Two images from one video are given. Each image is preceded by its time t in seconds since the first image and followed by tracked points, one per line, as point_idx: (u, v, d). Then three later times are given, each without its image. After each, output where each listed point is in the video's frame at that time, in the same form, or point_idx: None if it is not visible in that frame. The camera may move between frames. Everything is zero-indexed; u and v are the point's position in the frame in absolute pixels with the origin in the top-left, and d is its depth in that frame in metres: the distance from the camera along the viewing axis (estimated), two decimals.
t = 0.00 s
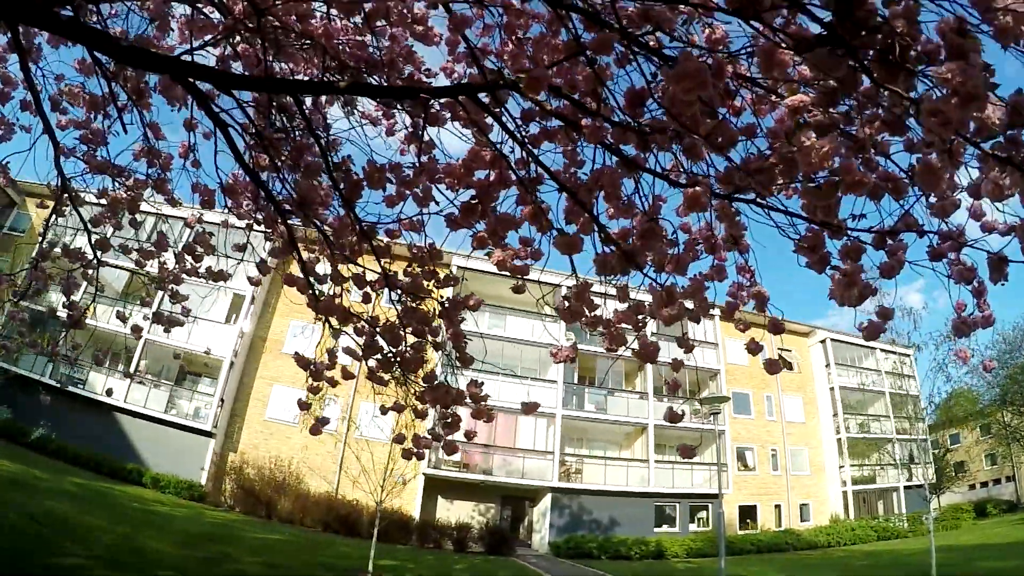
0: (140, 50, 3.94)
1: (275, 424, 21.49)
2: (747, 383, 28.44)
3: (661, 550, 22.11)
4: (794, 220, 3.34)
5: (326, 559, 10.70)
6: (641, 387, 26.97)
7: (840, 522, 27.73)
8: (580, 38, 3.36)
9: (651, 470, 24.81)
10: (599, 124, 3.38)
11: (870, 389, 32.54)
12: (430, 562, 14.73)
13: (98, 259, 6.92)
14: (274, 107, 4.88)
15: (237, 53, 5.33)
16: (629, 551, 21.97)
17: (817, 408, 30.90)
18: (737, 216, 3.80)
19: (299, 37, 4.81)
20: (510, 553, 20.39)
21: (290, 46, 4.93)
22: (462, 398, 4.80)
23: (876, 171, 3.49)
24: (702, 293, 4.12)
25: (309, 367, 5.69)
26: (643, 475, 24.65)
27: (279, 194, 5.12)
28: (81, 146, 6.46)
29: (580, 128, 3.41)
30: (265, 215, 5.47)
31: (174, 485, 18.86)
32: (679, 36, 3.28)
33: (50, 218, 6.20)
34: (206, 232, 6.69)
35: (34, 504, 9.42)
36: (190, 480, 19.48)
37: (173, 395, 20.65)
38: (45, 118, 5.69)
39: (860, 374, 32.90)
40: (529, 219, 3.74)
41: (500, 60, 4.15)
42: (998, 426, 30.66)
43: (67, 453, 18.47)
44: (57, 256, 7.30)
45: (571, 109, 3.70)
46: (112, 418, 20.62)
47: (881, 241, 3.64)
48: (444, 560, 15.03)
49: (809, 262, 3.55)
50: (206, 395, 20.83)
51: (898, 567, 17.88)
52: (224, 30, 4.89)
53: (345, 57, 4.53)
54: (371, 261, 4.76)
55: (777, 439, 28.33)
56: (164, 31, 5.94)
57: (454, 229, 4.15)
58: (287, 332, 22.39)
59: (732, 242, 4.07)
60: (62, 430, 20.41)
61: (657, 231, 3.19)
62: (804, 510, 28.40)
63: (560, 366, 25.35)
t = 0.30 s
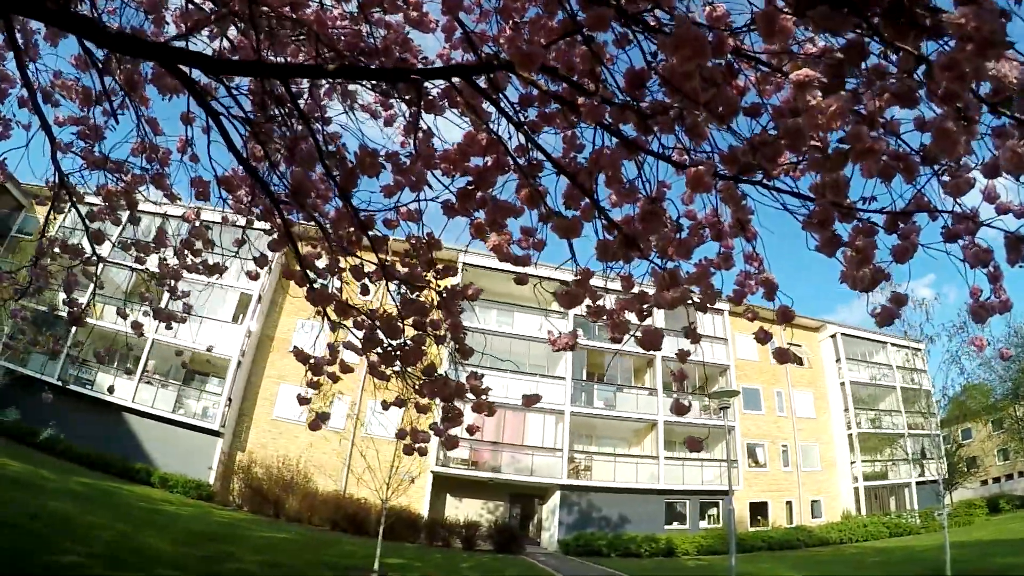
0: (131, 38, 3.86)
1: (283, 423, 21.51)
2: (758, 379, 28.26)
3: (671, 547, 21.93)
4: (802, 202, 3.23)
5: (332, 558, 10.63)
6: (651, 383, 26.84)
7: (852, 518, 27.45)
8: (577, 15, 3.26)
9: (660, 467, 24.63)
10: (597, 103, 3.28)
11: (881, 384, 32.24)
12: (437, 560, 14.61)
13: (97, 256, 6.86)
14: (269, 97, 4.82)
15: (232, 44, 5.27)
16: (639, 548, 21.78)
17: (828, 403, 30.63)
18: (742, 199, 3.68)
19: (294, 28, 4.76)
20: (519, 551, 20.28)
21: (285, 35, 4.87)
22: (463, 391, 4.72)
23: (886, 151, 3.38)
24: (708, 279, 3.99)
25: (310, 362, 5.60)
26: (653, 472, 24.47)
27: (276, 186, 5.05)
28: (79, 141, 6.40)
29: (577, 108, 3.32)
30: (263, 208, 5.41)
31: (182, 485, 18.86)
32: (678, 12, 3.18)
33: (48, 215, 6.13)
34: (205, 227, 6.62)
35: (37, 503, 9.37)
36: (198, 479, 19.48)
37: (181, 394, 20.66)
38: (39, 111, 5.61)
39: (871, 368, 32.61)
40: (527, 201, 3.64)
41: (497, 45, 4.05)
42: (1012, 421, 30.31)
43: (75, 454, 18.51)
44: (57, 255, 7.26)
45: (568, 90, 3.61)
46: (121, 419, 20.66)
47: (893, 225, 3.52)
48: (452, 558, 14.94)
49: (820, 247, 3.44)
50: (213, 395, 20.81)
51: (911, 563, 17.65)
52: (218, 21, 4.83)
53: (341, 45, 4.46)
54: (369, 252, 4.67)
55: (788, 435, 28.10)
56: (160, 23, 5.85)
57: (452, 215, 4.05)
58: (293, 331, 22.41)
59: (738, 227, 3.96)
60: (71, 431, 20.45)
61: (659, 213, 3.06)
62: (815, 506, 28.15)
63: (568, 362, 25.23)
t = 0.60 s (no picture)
0: (120, 28, 3.78)
1: (293, 422, 21.56)
2: (771, 373, 28.00)
3: (685, 544, 21.74)
4: (811, 181, 3.09)
5: (341, 556, 10.58)
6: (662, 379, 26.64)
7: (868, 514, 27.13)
8: None
9: (673, 463, 24.43)
10: (596, 81, 3.14)
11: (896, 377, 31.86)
12: (448, 558, 14.51)
13: (99, 255, 6.80)
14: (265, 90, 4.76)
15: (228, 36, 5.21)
16: (652, 545, 21.59)
17: (842, 397, 30.33)
18: (749, 182, 3.55)
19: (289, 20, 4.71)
20: (531, 549, 20.17)
21: (281, 27, 4.81)
22: (464, 384, 4.69)
23: (897, 128, 3.27)
24: (716, 265, 3.86)
25: (313, 357, 5.53)
26: (666, 469, 24.28)
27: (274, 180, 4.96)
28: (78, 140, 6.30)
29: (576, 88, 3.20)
30: (262, 203, 5.33)
31: (193, 485, 18.91)
32: None
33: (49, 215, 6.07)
34: (206, 224, 6.55)
35: (45, 503, 9.38)
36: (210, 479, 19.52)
37: (192, 395, 20.71)
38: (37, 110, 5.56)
39: (884, 362, 32.24)
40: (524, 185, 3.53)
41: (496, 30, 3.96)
42: None
43: (87, 455, 18.62)
44: (59, 254, 7.22)
45: (566, 71, 3.51)
46: (133, 420, 20.80)
47: (907, 206, 3.39)
48: (463, 556, 14.84)
49: (833, 229, 3.31)
50: (224, 395, 20.83)
51: (927, 560, 17.38)
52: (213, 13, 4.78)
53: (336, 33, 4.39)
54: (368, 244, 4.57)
55: (802, 430, 27.83)
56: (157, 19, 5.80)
57: (449, 202, 3.95)
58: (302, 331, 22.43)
59: (747, 213, 3.83)
60: (83, 433, 20.57)
61: (662, 194, 2.94)
62: (830, 502, 27.88)
63: (579, 359, 25.10)
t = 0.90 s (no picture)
0: (110, 19, 3.73)
1: (306, 422, 21.48)
2: (785, 368, 27.70)
3: (699, 541, 21.53)
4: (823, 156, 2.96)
5: (351, 555, 10.54)
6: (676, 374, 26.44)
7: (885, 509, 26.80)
8: None
9: (688, 459, 24.22)
10: (593, 57, 3.06)
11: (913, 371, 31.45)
12: (460, 556, 14.42)
13: (103, 254, 6.75)
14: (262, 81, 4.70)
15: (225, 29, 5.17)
16: (667, 542, 21.40)
17: (858, 391, 29.97)
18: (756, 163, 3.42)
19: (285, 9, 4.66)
20: (545, 546, 20.06)
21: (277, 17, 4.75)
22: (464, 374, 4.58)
23: (911, 103, 3.12)
24: (724, 249, 3.73)
25: (317, 352, 5.43)
26: (680, 465, 24.06)
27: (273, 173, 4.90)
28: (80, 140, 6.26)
29: (574, 66, 3.09)
30: (262, 197, 5.27)
31: (206, 485, 19.00)
32: None
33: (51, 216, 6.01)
34: (208, 221, 6.47)
35: (56, 503, 9.41)
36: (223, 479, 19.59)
37: (204, 396, 20.78)
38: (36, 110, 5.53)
39: (900, 354, 31.85)
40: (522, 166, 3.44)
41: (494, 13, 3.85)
42: None
43: (100, 456, 18.76)
44: (65, 254, 7.22)
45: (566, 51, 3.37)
46: (146, 422, 20.91)
47: (923, 184, 3.25)
48: (474, 554, 14.76)
49: (846, 208, 3.20)
50: (236, 395, 20.88)
51: (945, 555, 17.11)
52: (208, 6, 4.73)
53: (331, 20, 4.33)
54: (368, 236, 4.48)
55: (817, 424, 27.51)
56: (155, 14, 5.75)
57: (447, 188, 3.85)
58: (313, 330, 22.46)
59: (756, 195, 3.68)
60: (97, 435, 20.75)
61: (665, 172, 2.82)
62: (847, 497, 27.58)
63: (591, 355, 24.97)
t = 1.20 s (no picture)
0: (100, 13, 3.72)
1: (319, 422, 21.41)
2: (800, 362, 27.38)
3: (715, 538, 21.27)
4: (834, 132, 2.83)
5: (362, 553, 10.48)
6: (690, 370, 26.21)
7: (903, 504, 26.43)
8: None
9: (703, 455, 23.98)
10: (590, 34, 2.94)
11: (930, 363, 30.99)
12: (473, 554, 14.30)
13: (107, 252, 6.71)
14: (259, 76, 4.66)
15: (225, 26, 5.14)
16: (683, 539, 21.17)
17: (874, 385, 29.60)
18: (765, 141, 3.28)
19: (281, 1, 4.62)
20: (559, 544, 19.92)
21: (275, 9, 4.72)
22: (468, 368, 4.54)
23: (923, 76, 2.96)
24: (731, 231, 3.61)
25: (318, 346, 5.37)
26: (695, 461, 23.82)
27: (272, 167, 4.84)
28: (82, 139, 6.22)
29: (571, 43, 2.96)
30: (263, 193, 5.22)
31: (220, 485, 19.07)
32: None
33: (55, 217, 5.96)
34: (212, 218, 6.41)
35: (66, 503, 9.43)
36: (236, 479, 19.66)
37: (217, 396, 20.86)
38: (35, 108, 5.51)
39: (916, 347, 31.38)
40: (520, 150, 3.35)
41: None
42: None
43: (114, 457, 18.90)
44: (69, 253, 7.19)
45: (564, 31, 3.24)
46: (160, 423, 21.04)
47: (937, 161, 3.12)
48: (486, 552, 14.66)
49: (859, 186, 3.08)
50: (249, 395, 20.93)
51: (966, 550, 16.80)
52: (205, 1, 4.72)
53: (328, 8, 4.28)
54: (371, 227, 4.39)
55: (834, 419, 27.18)
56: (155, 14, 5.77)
57: (446, 175, 3.73)
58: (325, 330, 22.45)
59: (766, 177, 3.53)
60: (113, 436, 20.94)
61: (667, 151, 2.70)
62: (864, 493, 27.23)
63: (605, 351, 24.83)
